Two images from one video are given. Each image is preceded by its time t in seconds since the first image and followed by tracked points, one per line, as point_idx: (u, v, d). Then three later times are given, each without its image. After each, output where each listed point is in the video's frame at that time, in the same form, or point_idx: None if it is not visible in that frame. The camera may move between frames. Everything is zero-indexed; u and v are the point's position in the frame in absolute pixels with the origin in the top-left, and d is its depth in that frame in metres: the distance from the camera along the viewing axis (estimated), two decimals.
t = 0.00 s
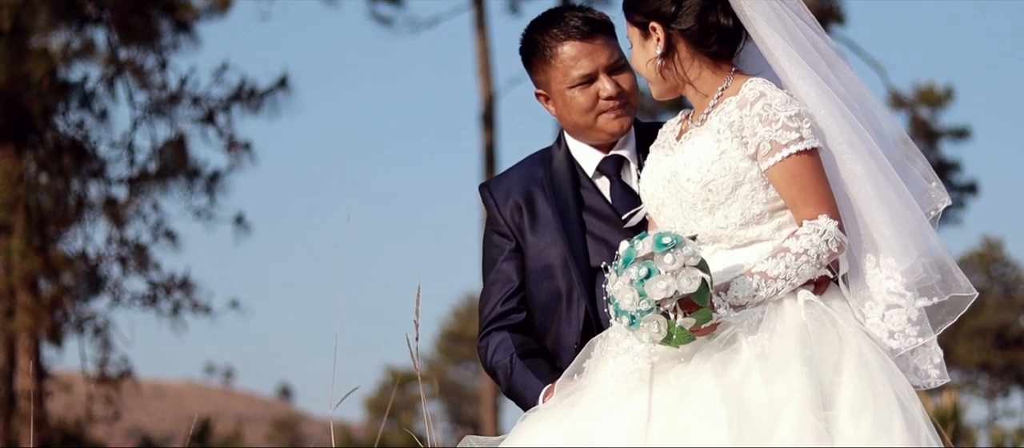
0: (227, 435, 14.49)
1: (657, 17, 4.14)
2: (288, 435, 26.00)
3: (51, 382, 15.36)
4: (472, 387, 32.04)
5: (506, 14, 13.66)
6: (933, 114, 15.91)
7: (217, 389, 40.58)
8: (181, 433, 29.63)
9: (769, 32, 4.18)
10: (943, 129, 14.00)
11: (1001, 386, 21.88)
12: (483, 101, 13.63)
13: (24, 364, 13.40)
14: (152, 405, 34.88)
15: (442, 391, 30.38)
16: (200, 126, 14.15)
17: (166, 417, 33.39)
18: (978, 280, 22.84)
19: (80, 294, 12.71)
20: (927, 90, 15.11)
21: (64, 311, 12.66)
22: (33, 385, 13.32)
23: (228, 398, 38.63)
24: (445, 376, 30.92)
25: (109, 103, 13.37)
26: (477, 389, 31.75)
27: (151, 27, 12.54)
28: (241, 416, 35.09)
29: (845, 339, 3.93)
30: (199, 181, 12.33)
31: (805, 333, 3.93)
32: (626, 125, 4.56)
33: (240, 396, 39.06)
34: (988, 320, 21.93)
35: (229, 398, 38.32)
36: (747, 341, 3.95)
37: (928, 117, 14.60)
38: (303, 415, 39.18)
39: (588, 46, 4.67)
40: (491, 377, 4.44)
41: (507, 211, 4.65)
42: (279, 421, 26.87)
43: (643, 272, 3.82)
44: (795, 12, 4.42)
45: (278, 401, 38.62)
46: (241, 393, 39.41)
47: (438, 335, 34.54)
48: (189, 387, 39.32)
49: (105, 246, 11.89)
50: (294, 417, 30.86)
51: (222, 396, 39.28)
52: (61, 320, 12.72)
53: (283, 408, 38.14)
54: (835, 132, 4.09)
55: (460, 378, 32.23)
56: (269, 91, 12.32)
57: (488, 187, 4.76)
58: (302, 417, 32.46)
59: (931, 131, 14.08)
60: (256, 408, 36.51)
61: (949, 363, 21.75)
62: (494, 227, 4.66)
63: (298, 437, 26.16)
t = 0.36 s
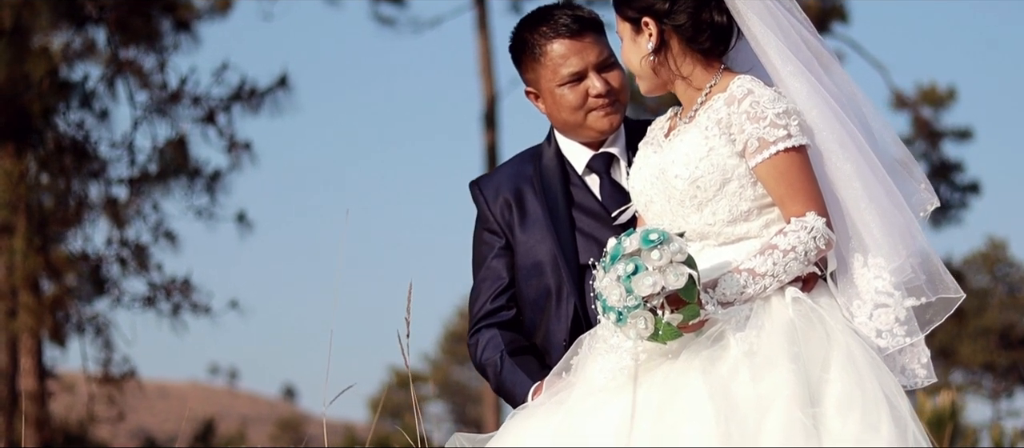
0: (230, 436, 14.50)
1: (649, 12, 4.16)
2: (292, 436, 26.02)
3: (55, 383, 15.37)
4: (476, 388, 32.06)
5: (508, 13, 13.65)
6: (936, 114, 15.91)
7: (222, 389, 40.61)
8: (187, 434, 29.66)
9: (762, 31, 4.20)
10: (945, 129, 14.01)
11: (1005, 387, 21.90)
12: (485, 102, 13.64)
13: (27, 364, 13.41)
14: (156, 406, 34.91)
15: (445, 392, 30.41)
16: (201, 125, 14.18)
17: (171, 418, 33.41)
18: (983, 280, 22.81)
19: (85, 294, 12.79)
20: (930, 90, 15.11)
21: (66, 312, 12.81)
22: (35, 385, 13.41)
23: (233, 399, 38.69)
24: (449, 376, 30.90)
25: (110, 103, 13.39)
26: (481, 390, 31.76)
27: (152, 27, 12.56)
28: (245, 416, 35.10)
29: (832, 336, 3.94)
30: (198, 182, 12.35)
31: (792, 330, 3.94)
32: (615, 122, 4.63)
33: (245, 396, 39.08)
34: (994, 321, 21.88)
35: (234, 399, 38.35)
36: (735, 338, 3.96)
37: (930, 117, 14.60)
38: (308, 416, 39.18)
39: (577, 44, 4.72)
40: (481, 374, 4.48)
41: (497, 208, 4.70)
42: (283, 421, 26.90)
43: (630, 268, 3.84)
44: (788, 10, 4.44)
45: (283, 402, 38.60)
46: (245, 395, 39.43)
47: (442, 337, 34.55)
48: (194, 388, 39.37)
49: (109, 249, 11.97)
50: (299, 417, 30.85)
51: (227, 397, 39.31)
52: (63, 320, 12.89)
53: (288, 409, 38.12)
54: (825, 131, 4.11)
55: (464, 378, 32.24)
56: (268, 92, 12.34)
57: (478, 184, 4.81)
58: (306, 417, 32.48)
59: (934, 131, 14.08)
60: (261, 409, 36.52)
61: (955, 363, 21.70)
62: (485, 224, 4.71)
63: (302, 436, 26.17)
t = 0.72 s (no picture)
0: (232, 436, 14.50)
1: (640, 10, 4.16)
2: (294, 436, 26.03)
3: (56, 383, 15.37)
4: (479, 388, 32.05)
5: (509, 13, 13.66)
6: (937, 114, 15.93)
7: (225, 389, 40.61)
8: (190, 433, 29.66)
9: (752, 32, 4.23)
10: (946, 130, 14.02)
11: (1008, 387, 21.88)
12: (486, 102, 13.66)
13: (28, 365, 13.54)
14: (160, 406, 34.93)
15: (448, 392, 30.41)
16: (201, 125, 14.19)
17: (174, 418, 33.41)
18: (986, 281, 22.74)
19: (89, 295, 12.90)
20: (932, 90, 15.13)
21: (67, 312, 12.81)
22: (36, 385, 13.60)
23: (236, 398, 38.71)
24: (451, 376, 30.91)
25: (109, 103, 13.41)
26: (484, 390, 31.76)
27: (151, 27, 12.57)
28: (248, 417, 35.10)
29: (820, 334, 3.95)
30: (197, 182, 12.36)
31: (779, 328, 3.95)
32: (604, 120, 4.70)
33: (248, 396, 39.08)
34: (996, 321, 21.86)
35: (237, 399, 38.36)
36: (723, 336, 3.98)
37: (932, 117, 14.61)
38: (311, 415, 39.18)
39: (567, 42, 4.75)
40: (470, 370, 4.56)
41: (487, 206, 4.81)
42: (286, 422, 26.92)
43: (618, 264, 3.85)
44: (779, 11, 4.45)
45: (286, 401, 38.60)
46: (248, 394, 39.43)
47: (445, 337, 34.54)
48: (197, 388, 39.37)
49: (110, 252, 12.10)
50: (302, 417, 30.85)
51: (230, 397, 39.33)
52: (65, 320, 12.87)
53: (292, 409, 38.11)
54: (813, 132, 4.12)
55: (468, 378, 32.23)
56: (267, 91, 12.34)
57: (469, 182, 4.92)
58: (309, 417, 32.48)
59: (936, 131, 14.09)
60: (264, 409, 36.51)
61: (957, 363, 21.65)
62: (475, 221, 4.82)
63: (304, 436, 26.19)
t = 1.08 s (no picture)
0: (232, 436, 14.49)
1: (632, 7, 4.16)
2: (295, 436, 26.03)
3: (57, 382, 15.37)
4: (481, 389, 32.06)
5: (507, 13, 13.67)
6: (939, 115, 15.93)
7: (227, 390, 40.59)
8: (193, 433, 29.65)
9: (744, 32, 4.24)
10: (946, 130, 14.01)
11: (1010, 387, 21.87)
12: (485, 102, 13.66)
13: (28, 364, 13.47)
14: (163, 406, 34.91)
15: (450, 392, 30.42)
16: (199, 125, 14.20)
17: (176, 418, 33.38)
18: (988, 281, 22.72)
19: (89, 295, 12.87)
20: (932, 90, 15.13)
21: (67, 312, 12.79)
22: (37, 385, 13.55)
23: (238, 399, 38.69)
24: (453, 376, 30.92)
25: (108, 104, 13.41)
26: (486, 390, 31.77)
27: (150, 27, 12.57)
28: (251, 417, 35.08)
29: (808, 332, 3.96)
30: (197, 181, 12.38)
31: (767, 326, 3.96)
32: (595, 119, 4.72)
33: (250, 396, 39.06)
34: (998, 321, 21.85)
35: (239, 399, 38.35)
36: (712, 333, 3.98)
37: (933, 117, 14.61)
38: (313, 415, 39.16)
39: (558, 41, 4.76)
40: (461, 369, 4.60)
41: (477, 205, 4.86)
42: (287, 422, 26.92)
43: (608, 260, 3.86)
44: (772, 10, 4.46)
45: (288, 402, 38.58)
46: (251, 394, 39.43)
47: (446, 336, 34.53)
48: (200, 388, 39.36)
49: (108, 249, 12.10)
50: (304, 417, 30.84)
51: (232, 397, 39.31)
52: (66, 319, 12.86)
53: (294, 409, 38.08)
54: (804, 132, 4.12)
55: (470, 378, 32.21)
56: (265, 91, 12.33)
57: (459, 180, 4.98)
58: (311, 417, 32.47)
59: (936, 131, 14.08)
60: (267, 409, 36.48)
61: (960, 364, 21.60)
62: (465, 220, 4.88)
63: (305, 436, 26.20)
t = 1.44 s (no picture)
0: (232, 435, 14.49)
1: (622, 6, 4.17)
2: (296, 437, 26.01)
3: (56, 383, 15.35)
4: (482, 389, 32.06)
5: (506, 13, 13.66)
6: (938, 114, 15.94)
7: (228, 391, 40.54)
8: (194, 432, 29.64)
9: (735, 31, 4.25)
10: (946, 130, 14.00)
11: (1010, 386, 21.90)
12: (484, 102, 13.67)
13: (28, 365, 13.44)
14: (164, 407, 34.86)
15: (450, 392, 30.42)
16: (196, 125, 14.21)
17: (177, 419, 33.33)
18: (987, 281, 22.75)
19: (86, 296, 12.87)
20: (932, 90, 15.12)
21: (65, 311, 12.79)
22: (36, 385, 13.53)
23: (239, 400, 38.64)
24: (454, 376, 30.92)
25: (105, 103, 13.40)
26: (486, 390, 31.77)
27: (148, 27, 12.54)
28: (252, 417, 35.04)
29: (797, 331, 3.96)
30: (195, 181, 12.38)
31: (756, 324, 3.97)
32: (584, 118, 4.71)
33: (251, 396, 39.03)
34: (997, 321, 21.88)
35: (240, 400, 38.30)
36: (700, 331, 4.00)
37: (932, 117, 14.62)
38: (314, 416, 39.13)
39: (547, 40, 4.77)
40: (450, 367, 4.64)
41: (467, 203, 4.90)
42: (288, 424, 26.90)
43: (598, 257, 3.86)
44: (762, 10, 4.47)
45: (288, 402, 38.54)
46: (251, 395, 39.40)
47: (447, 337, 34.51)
48: (201, 389, 39.32)
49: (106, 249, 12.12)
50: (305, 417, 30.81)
51: (232, 398, 39.26)
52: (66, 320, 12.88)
53: (294, 410, 38.06)
54: (795, 131, 4.13)
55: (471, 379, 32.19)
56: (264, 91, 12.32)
57: (450, 179, 5.02)
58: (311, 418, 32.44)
59: (936, 131, 14.08)
60: (268, 410, 36.43)
61: (961, 364, 21.62)
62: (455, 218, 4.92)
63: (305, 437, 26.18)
